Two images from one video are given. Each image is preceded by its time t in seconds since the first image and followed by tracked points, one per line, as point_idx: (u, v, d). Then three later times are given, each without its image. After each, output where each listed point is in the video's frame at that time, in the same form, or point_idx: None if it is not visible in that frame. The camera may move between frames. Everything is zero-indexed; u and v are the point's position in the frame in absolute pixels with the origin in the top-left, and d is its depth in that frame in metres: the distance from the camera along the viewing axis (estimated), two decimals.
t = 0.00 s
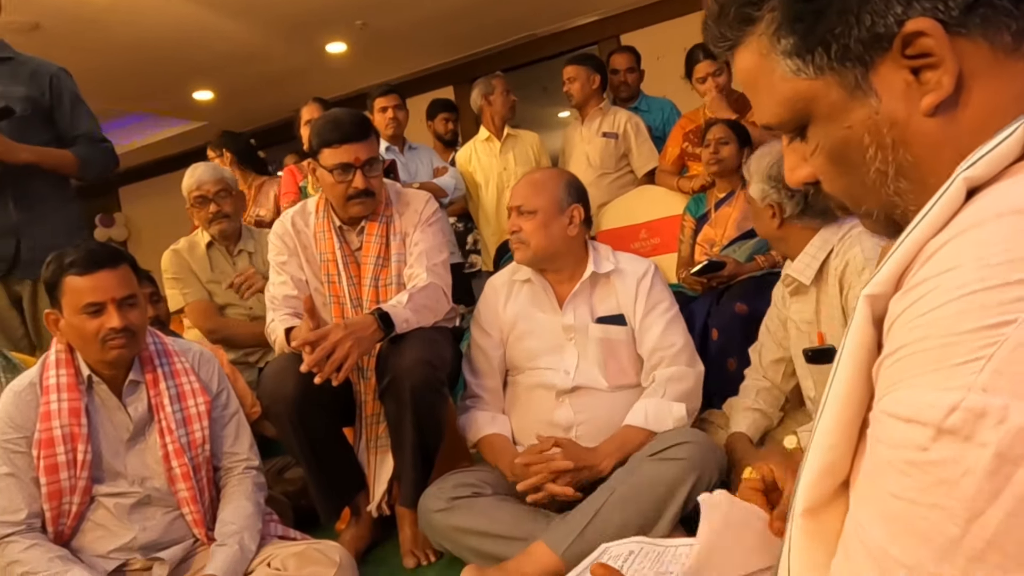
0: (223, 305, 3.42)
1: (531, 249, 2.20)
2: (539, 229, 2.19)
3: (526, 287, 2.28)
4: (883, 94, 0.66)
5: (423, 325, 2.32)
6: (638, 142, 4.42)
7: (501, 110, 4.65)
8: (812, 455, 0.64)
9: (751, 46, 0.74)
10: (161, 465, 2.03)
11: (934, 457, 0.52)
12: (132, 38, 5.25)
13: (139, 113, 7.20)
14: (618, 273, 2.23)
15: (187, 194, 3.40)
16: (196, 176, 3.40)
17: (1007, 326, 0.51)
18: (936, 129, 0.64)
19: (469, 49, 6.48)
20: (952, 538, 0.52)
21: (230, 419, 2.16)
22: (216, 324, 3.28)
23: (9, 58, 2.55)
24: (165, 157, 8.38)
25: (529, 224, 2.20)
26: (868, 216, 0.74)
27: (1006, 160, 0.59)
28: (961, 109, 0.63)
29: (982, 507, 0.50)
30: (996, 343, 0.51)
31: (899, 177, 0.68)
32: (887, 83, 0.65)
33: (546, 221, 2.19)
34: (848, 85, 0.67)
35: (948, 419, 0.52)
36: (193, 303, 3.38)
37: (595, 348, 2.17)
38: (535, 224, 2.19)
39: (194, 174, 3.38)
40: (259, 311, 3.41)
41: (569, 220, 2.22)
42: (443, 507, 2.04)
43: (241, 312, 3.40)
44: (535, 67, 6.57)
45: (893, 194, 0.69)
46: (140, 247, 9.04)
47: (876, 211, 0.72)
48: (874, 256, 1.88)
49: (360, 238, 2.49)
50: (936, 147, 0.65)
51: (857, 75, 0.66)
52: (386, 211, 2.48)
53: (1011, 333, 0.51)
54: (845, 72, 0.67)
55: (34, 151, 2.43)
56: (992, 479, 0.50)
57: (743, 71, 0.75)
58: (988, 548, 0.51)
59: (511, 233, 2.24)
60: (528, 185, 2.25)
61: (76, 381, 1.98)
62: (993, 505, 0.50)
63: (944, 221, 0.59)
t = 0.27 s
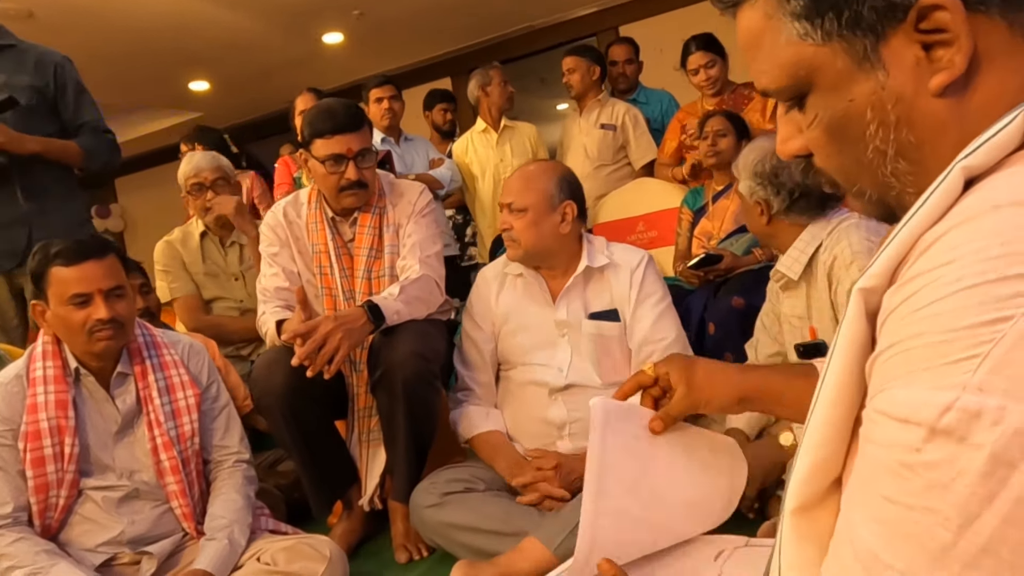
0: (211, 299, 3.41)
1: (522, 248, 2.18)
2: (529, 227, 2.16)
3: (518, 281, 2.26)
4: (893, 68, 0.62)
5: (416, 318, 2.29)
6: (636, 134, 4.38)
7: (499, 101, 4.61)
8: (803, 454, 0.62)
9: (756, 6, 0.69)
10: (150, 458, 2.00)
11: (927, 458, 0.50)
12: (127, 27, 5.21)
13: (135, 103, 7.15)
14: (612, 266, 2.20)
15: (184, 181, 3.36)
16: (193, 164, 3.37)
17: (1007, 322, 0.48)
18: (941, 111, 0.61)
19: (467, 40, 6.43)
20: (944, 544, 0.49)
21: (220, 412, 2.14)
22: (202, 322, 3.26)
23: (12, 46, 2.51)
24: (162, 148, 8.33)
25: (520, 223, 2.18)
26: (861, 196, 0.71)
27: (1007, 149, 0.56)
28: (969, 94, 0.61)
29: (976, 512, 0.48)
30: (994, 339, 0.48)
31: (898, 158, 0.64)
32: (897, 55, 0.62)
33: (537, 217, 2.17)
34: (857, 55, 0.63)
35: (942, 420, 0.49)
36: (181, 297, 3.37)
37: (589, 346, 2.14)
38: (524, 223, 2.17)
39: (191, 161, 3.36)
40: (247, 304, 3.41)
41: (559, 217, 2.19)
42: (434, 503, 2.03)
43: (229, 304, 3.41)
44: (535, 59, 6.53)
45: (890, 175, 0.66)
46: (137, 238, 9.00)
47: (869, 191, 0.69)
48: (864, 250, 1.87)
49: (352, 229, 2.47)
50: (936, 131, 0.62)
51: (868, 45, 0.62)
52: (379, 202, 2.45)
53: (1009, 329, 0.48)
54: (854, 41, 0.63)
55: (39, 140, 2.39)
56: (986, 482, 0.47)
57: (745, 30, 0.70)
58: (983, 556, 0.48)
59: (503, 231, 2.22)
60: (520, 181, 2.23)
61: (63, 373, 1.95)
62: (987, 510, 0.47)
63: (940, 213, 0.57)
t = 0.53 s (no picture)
0: (200, 291, 3.33)
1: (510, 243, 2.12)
2: (516, 222, 2.10)
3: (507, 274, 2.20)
4: (887, 37, 0.58)
5: (405, 309, 2.26)
6: (632, 125, 4.33)
7: (493, 91, 4.55)
8: (787, 454, 0.57)
9: None
10: (131, 452, 1.96)
11: (922, 462, 0.46)
12: (118, 16, 5.14)
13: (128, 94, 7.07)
14: (601, 259, 2.15)
15: (174, 172, 3.27)
16: (185, 154, 3.28)
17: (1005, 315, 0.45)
18: (937, 87, 0.58)
19: (464, 30, 6.36)
20: (941, 555, 0.45)
21: (203, 405, 2.10)
22: (189, 316, 3.20)
23: None
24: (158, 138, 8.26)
25: (507, 217, 2.11)
26: (845, 177, 0.67)
27: (1008, 128, 0.52)
28: (969, 71, 0.56)
29: (976, 520, 0.44)
30: (998, 333, 0.45)
31: (888, 137, 0.61)
32: (893, 23, 0.58)
33: (525, 211, 2.10)
34: (850, 23, 0.59)
35: (939, 421, 0.45)
36: (169, 289, 3.29)
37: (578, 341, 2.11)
38: (511, 218, 2.11)
39: (182, 152, 3.26)
40: (237, 296, 3.34)
41: (547, 211, 2.12)
42: (421, 499, 1.99)
43: (222, 296, 3.32)
44: (532, 49, 6.45)
45: (878, 154, 0.63)
46: (132, 230, 8.92)
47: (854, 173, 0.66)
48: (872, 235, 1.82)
49: (340, 219, 2.42)
50: (930, 110, 0.58)
51: (862, 12, 0.58)
52: (368, 192, 2.40)
53: (1013, 322, 0.44)
54: (848, 9, 0.59)
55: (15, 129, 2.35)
56: (987, 490, 0.44)
57: None
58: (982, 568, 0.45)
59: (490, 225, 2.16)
60: (507, 174, 2.16)
61: (41, 365, 1.91)
62: (989, 519, 0.44)
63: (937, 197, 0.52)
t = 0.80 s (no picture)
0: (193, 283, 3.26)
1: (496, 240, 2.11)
2: (501, 219, 2.08)
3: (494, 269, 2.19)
4: (836, 16, 0.55)
5: (391, 301, 2.18)
6: (629, 115, 4.28)
7: (489, 81, 4.50)
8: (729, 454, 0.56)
9: None
10: (113, 445, 1.94)
11: (874, 467, 0.43)
12: (113, 5, 5.09)
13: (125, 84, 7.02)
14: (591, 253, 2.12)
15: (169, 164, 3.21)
16: (180, 146, 3.21)
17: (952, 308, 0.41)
18: (890, 68, 0.55)
19: (463, 20, 6.29)
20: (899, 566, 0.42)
21: (188, 397, 2.07)
22: (185, 307, 3.13)
23: None
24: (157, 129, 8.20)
25: (493, 214, 2.09)
26: (793, 167, 0.64)
27: (947, 112, 0.49)
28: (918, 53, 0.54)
29: (933, 529, 0.41)
30: (942, 326, 0.41)
31: (838, 123, 0.59)
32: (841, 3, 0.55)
33: (511, 207, 2.07)
34: (796, 3, 0.56)
35: (887, 422, 0.42)
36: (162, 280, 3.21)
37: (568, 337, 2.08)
38: (497, 214, 2.09)
39: (177, 144, 3.18)
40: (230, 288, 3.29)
41: (532, 207, 2.08)
42: (408, 493, 1.96)
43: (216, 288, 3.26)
44: (532, 40, 6.39)
45: (827, 141, 0.60)
46: (131, 222, 8.87)
47: (803, 162, 0.63)
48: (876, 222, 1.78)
49: (329, 209, 2.37)
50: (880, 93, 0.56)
51: None
52: (357, 181, 2.35)
53: (957, 314, 0.41)
54: None
55: None
56: (940, 494, 0.41)
57: None
58: None
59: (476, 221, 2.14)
60: (492, 167, 2.11)
61: (20, 357, 1.88)
62: (944, 526, 0.41)
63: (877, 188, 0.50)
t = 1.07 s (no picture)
0: (199, 271, 3.27)
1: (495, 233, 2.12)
2: (499, 212, 2.09)
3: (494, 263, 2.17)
4: (775, 19, 0.53)
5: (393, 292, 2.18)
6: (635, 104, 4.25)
7: (494, 69, 4.48)
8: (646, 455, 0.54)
9: None
10: (116, 433, 1.95)
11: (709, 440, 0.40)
12: None
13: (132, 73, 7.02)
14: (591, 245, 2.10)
15: (174, 154, 3.22)
16: (186, 135, 3.22)
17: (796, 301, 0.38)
18: (823, 69, 0.54)
19: (471, 7, 6.25)
20: (702, 517, 0.39)
21: (191, 385, 2.08)
22: (189, 297, 3.14)
23: None
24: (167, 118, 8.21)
25: (492, 207, 2.09)
26: (731, 172, 0.62)
27: (821, 145, 0.46)
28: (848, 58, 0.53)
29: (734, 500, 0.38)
30: (772, 334, 0.39)
31: (775, 124, 0.57)
32: (780, 6, 0.53)
33: (510, 199, 2.08)
34: (736, 3, 0.53)
35: (719, 407, 0.39)
36: (168, 269, 3.22)
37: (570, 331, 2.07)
38: (496, 208, 2.08)
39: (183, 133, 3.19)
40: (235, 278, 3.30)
41: (531, 199, 2.08)
42: (410, 484, 1.96)
43: (218, 277, 3.28)
44: (540, 27, 6.34)
45: (764, 144, 0.58)
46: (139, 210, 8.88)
47: (742, 167, 0.61)
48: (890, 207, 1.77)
49: (332, 198, 2.36)
50: (817, 98, 0.55)
51: None
52: (359, 170, 2.34)
53: (787, 322, 0.38)
54: None
55: None
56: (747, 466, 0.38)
57: None
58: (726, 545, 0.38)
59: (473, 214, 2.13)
60: (490, 160, 2.10)
61: (24, 345, 1.89)
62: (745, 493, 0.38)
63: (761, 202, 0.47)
